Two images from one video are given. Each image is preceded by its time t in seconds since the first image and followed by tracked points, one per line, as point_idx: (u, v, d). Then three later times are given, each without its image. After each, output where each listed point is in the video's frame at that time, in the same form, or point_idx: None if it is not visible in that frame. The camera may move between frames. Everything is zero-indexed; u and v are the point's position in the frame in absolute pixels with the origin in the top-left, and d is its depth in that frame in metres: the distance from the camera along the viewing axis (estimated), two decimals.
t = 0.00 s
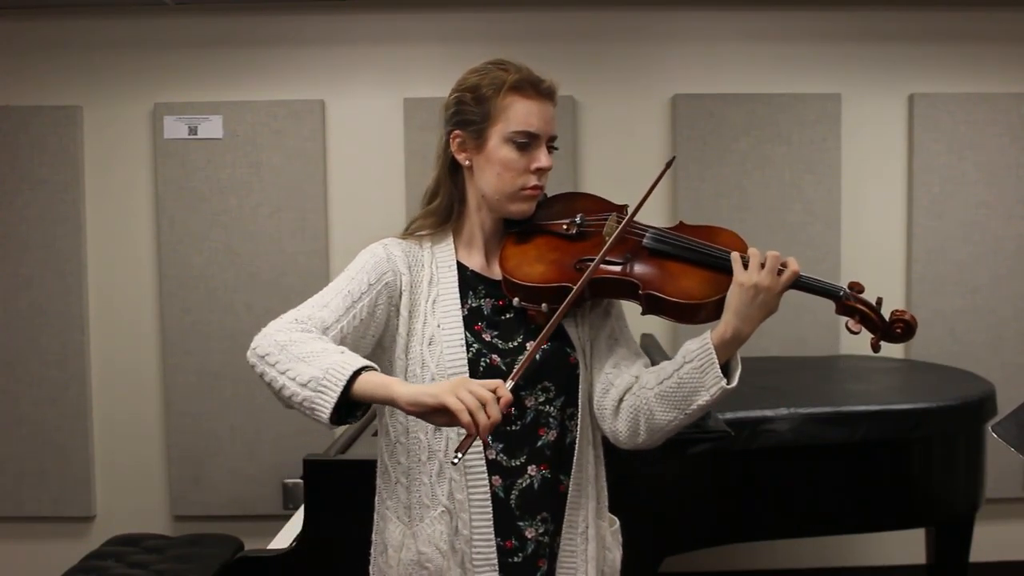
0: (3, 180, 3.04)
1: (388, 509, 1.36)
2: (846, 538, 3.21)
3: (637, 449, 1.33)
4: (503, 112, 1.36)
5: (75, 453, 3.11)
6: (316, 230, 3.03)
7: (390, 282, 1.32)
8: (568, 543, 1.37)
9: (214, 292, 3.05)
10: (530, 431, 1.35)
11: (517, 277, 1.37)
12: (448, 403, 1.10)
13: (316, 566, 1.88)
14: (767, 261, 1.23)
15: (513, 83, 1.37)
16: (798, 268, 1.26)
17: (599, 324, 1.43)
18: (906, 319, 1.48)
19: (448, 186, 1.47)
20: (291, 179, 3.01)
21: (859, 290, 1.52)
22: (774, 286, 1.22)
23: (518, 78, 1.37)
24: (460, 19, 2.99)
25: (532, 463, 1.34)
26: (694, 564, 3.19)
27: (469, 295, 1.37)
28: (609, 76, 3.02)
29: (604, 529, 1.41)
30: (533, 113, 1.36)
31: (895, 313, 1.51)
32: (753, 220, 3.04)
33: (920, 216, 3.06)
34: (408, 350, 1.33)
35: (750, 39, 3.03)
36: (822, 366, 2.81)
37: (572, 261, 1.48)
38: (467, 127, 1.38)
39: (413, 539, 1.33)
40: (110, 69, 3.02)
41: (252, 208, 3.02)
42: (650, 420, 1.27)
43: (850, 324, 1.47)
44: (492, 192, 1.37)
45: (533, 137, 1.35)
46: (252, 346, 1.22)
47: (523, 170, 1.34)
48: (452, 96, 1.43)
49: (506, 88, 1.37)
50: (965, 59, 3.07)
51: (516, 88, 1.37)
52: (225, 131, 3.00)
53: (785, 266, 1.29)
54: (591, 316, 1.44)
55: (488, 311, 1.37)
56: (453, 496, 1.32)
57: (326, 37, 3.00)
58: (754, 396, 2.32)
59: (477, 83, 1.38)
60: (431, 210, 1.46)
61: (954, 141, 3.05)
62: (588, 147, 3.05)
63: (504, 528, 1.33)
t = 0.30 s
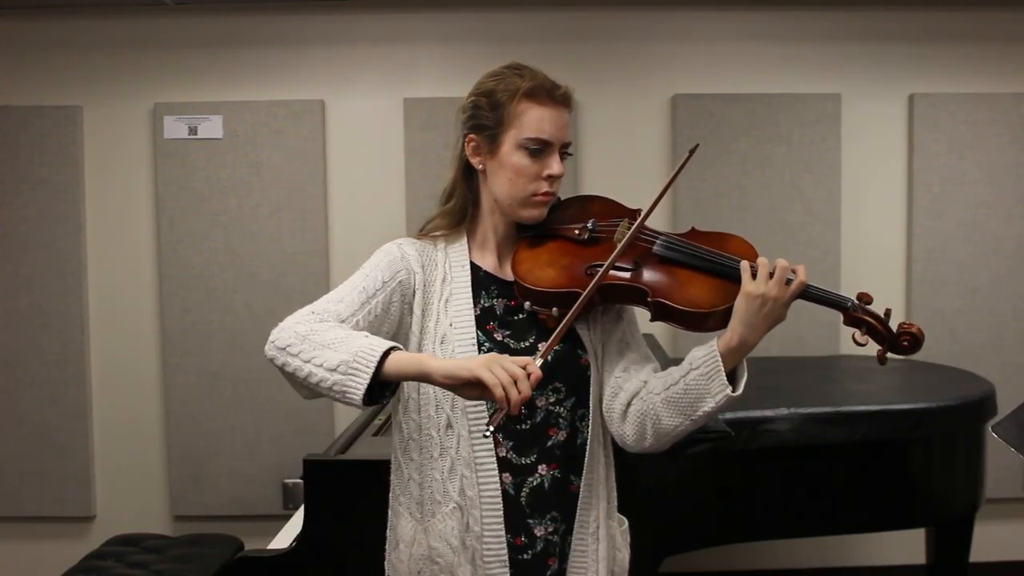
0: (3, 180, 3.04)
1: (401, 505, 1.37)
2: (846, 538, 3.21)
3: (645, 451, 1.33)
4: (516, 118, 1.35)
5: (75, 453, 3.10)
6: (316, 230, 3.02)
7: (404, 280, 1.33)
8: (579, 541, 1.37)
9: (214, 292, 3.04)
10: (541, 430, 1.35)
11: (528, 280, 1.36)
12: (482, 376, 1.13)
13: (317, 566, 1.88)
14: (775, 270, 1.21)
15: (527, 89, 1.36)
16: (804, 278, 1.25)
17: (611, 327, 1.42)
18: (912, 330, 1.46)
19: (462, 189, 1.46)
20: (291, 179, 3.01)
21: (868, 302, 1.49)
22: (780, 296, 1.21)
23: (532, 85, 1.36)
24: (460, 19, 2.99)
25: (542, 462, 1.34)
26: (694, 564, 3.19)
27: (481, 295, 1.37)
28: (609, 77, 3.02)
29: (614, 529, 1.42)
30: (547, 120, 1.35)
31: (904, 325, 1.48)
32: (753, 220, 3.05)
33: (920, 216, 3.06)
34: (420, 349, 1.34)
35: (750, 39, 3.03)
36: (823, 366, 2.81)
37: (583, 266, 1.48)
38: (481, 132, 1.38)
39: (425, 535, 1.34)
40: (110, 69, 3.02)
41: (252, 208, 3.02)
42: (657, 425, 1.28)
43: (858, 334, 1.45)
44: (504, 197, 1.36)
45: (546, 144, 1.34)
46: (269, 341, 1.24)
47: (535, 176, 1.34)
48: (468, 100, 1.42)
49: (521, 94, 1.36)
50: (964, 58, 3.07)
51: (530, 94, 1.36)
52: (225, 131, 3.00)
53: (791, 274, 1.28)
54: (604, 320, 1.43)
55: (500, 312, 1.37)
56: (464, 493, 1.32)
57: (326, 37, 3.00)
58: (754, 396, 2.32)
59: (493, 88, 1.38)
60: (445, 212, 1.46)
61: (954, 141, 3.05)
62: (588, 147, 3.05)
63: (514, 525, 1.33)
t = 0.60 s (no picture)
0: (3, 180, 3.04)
1: (405, 503, 1.37)
2: (846, 538, 3.21)
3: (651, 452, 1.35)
4: (526, 121, 1.35)
5: (75, 453, 3.11)
6: (316, 230, 3.02)
7: (411, 278, 1.34)
8: (582, 541, 1.37)
9: (214, 292, 3.05)
10: (546, 431, 1.34)
11: (533, 282, 1.36)
12: (521, 349, 1.15)
13: (317, 566, 1.88)
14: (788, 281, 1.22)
15: (538, 93, 1.36)
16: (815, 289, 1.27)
17: (616, 329, 1.43)
18: (916, 335, 1.47)
19: (469, 188, 1.47)
20: (291, 179, 3.01)
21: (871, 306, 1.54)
22: (792, 308, 1.22)
23: (543, 88, 1.36)
24: (460, 19, 2.99)
25: (547, 462, 1.34)
26: (694, 564, 3.19)
27: (487, 295, 1.37)
28: (609, 77, 3.02)
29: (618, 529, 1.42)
30: (557, 124, 1.35)
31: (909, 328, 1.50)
32: (753, 220, 3.04)
33: (920, 216, 3.06)
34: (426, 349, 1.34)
35: (750, 39, 3.03)
36: (823, 366, 2.81)
37: (589, 268, 1.48)
38: (490, 133, 1.38)
39: (428, 534, 1.34)
40: (110, 69, 3.02)
41: (252, 208, 3.02)
42: (666, 430, 1.29)
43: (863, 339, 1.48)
44: (510, 199, 1.36)
45: (554, 148, 1.34)
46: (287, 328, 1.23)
47: (542, 179, 1.34)
48: (478, 100, 1.42)
49: (531, 97, 1.36)
50: (964, 58, 3.07)
51: (541, 97, 1.36)
52: (225, 131, 3.00)
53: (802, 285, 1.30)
54: (608, 321, 1.44)
55: (506, 312, 1.37)
56: (469, 493, 1.32)
57: (326, 37, 3.00)
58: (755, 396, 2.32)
59: (504, 90, 1.37)
60: (452, 210, 1.46)
61: (954, 141, 3.05)
62: (588, 147, 3.05)
63: (518, 526, 1.33)
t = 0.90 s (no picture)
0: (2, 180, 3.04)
1: (405, 504, 1.36)
2: (846, 538, 3.21)
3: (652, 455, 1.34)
4: (529, 122, 1.35)
5: (75, 453, 3.10)
6: (316, 230, 3.02)
7: (416, 278, 1.33)
8: (584, 541, 1.37)
9: (214, 292, 3.04)
10: (548, 432, 1.34)
11: (534, 284, 1.36)
12: (549, 328, 1.14)
13: (317, 566, 1.88)
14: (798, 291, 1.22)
15: (541, 94, 1.35)
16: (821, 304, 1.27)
17: (618, 331, 1.43)
18: (916, 343, 1.46)
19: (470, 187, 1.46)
20: (291, 179, 3.01)
21: (872, 312, 1.52)
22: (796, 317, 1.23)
23: (547, 90, 1.35)
24: (460, 19, 2.99)
25: (549, 463, 1.34)
26: (694, 564, 3.19)
27: (488, 295, 1.38)
28: (609, 77, 3.02)
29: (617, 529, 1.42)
30: (559, 126, 1.34)
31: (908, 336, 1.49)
32: (753, 220, 3.04)
33: (920, 216, 3.06)
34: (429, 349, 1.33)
35: (751, 39, 3.03)
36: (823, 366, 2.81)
37: (590, 270, 1.48)
38: (492, 133, 1.37)
39: (430, 534, 1.34)
40: (110, 69, 3.02)
41: (252, 208, 3.02)
42: (665, 432, 1.29)
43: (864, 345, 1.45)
44: (511, 200, 1.36)
45: (556, 150, 1.34)
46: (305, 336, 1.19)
47: (544, 181, 1.34)
48: (480, 100, 1.42)
49: (534, 99, 1.35)
50: (964, 58, 3.07)
51: (544, 99, 1.35)
52: (225, 131, 3.00)
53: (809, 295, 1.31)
54: (609, 322, 1.45)
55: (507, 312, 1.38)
56: (471, 494, 1.32)
57: (326, 37, 3.00)
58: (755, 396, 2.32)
59: (506, 90, 1.37)
60: (452, 208, 1.46)
61: (954, 141, 3.05)
62: (588, 146, 3.05)
63: (519, 526, 1.33)
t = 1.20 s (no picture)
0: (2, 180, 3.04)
1: (406, 507, 1.36)
2: (846, 538, 3.21)
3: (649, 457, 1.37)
4: (527, 126, 1.35)
5: (75, 453, 3.10)
6: (316, 230, 3.02)
7: (417, 283, 1.32)
8: (586, 541, 1.38)
9: (214, 292, 3.04)
10: (548, 434, 1.34)
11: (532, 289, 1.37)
12: (560, 326, 1.16)
13: (317, 566, 1.88)
14: (793, 301, 1.24)
15: (540, 98, 1.35)
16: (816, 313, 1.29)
17: (615, 334, 1.43)
18: (915, 349, 1.49)
19: (467, 188, 1.46)
20: (291, 179, 3.01)
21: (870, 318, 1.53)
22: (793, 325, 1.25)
23: (545, 93, 1.35)
24: (461, 19, 2.99)
25: (549, 465, 1.34)
26: (694, 564, 3.19)
27: (486, 297, 1.38)
28: (609, 77, 3.02)
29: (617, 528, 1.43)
30: (557, 130, 1.34)
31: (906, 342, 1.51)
32: (753, 220, 3.04)
33: (920, 216, 3.06)
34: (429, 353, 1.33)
35: (750, 38, 3.03)
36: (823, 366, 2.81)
37: (589, 274, 1.48)
38: (490, 136, 1.37)
39: (430, 537, 1.34)
40: (110, 70, 3.02)
41: (252, 208, 3.02)
42: (663, 436, 1.32)
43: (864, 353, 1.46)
44: (509, 204, 1.37)
45: (554, 154, 1.34)
46: (322, 364, 1.18)
47: (542, 186, 1.34)
48: (478, 102, 1.41)
49: (533, 102, 1.35)
50: (965, 58, 3.07)
51: (542, 103, 1.35)
52: (225, 131, 3.00)
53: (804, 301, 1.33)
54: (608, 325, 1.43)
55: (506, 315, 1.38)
56: (471, 497, 1.32)
57: (325, 38, 3.00)
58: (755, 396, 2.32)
59: (505, 93, 1.37)
60: (450, 209, 1.46)
61: (954, 141, 3.05)
62: (588, 147, 3.05)
63: (520, 528, 1.33)
